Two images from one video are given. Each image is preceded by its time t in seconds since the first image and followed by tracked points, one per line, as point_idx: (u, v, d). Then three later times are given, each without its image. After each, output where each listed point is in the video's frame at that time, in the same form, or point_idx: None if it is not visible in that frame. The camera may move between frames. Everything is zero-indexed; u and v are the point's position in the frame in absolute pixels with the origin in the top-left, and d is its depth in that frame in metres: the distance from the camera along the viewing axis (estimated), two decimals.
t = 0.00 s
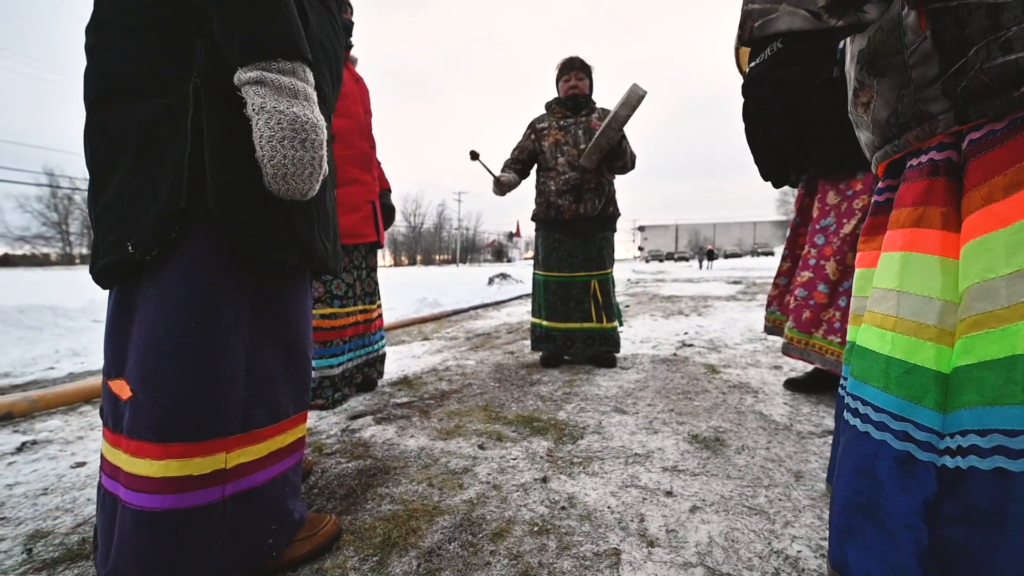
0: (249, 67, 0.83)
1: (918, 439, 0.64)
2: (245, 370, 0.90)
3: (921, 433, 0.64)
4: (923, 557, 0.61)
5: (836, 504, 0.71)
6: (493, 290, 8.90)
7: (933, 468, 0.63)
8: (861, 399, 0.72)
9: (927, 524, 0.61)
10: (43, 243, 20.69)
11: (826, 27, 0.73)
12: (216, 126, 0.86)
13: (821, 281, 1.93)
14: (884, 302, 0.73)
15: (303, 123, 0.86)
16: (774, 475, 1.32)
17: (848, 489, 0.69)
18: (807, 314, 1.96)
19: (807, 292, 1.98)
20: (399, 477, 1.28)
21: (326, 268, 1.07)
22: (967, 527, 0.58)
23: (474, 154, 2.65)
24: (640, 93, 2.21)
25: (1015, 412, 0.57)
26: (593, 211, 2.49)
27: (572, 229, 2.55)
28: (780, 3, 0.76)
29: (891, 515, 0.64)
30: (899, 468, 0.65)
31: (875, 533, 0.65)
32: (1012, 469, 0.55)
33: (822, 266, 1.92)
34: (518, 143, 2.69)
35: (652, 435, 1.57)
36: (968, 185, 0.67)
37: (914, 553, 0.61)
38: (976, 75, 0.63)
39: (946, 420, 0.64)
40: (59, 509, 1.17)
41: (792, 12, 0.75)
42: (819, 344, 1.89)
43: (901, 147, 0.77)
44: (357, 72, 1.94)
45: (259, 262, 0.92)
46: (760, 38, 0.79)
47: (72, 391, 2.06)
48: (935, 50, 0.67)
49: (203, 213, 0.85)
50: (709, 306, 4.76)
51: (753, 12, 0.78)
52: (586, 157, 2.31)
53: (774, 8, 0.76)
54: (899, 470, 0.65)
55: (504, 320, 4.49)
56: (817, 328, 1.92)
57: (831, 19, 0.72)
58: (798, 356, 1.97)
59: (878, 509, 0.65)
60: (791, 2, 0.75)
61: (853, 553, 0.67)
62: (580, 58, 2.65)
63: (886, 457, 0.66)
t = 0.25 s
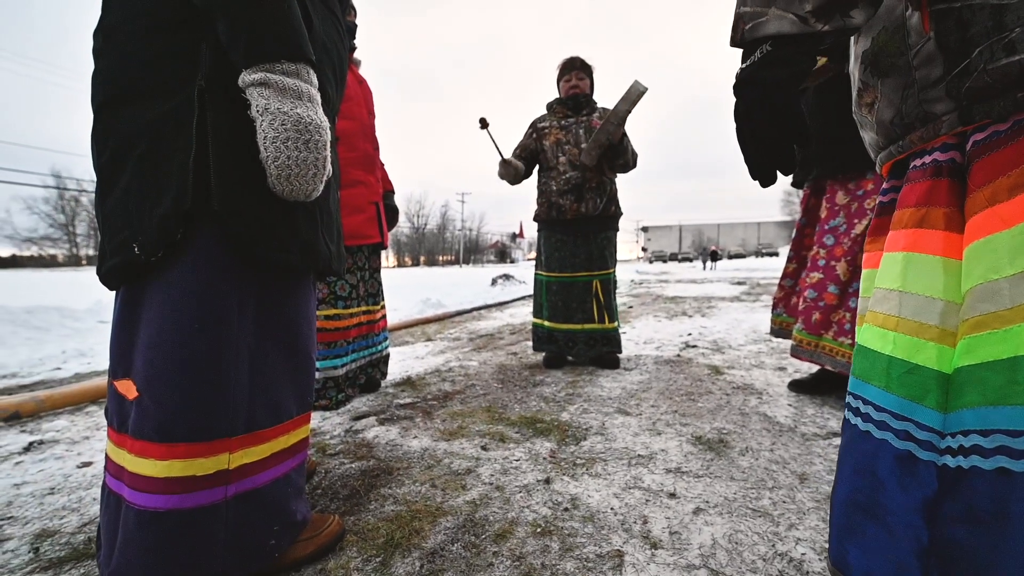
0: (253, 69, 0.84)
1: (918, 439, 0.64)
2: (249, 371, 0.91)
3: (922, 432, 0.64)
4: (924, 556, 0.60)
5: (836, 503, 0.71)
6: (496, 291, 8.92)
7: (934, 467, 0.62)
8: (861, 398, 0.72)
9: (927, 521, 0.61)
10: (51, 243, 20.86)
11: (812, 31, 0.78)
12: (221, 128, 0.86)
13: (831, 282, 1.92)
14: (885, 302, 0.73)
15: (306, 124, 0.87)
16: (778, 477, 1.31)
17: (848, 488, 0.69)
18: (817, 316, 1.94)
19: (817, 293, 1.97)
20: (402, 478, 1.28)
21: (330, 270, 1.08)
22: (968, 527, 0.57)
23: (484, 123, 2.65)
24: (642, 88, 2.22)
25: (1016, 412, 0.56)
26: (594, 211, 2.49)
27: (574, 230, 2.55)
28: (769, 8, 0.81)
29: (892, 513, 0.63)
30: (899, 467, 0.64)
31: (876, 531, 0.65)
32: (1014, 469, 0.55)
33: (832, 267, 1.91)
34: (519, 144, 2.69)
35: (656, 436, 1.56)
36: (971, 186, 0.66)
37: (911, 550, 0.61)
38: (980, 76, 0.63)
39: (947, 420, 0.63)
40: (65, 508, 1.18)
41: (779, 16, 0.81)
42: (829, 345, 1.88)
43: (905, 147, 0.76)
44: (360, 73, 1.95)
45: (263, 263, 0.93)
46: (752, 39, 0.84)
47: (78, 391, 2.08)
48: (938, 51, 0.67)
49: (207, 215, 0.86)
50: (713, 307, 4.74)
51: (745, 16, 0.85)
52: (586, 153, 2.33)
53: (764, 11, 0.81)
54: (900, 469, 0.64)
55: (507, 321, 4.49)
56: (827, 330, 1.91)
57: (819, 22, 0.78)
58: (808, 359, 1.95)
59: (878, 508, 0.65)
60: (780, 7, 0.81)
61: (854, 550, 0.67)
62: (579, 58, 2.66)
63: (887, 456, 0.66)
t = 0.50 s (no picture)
0: (255, 70, 0.84)
1: (919, 440, 0.64)
2: (251, 371, 0.91)
3: (923, 433, 0.64)
4: (924, 556, 0.60)
5: (834, 502, 0.71)
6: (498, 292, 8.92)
7: (935, 468, 0.62)
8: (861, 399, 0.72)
9: (927, 522, 0.60)
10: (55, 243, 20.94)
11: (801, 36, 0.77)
12: (224, 129, 0.87)
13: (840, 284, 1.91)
14: (887, 303, 0.73)
15: (308, 124, 0.87)
16: (780, 479, 1.31)
17: (847, 488, 0.69)
18: (825, 318, 1.93)
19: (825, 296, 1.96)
20: (403, 479, 1.28)
21: (332, 270, 1.08)
22: (970, 528, 0.57)
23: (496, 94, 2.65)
24: (641, 84, 2.21)
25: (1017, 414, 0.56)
26: (595, 210, 2.48)
27: (575, 231, 2.55)
28: (761, 13, 0.81)
29: (891, 513, 0.63)
30: (899, 467, 0.64)
31: (874, 530, 0.64)
32: (1018, 472, 0.54)
33: (841, 269, 1.90)
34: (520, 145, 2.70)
35: (657, 438, 1.56)
36: (973, 188, 0.66)
37: (910, 550, 0.61)
38: (982, 78, 0.63)
39: (948, 421, 0.63)
40: (68, 508, 1.19)
41: (771, 21, 0.80)
42: (839, 348, 1.87)
43: (908, 148, 0.76)
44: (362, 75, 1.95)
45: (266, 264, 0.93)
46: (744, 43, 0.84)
47: (81, 391, 2.08)
48: (941, 52, 0.67)
49: (210, 216, 0.86)
50: (716, 308, 4.74)
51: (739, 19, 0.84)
52: (585, 150, 2.31)
53: (756, 16, 0.82)
54: (900, 470, 0.64)
55: (509, 322, 4.49)
56: (836, 332, 1.89)
57: (808, 29, 0.77)
58: (816, 362, 1.93)
59: (878, 509, 0.64)
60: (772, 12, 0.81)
61: (852, 548, 0.67)
62: (579, 58, 2.66)
63: (887, 456, 0.65)
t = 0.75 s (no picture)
0: (257, 72, 0.84)
1: (921, 442, 0.63)
2: (253, 372, 0.91)
3: (925, 436, 0.63)
4: (927, 558, 0.59)
5: (834, 502, 0.71)
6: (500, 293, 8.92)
7: (937, 470, 0.62)
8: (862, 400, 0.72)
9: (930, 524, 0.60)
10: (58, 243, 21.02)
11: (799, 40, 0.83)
12: (226, 131, 0.87)
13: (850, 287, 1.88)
14: (887, 304, 0.73)
15: (310, 126, 0.87)
16: (781, 482, 1.31)
17: (846, 489, 0.69)
18: (835, 322, 1.91)
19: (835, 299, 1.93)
20: (403, 481, 1.28)
21: (333, 272, 1.08)
22: (975, 530, 0.56)
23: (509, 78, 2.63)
24: (638, 82, 2.21)
25: (1020, 416, 0.56)
26: (594, 211, 2.48)
27: (576, 232, 2.55)
28: (758, 17, 0.86)
29: (892, 513, 0.63)
30: (901, 469, 0.64)
31: (876, 529, 0.64)
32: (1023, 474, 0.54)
33: (851, 271, 1.88)
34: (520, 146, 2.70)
35: (658, 440, 1.56)
36: (973, 190, 0.66)
37: (913, 553, 0.60)
38: (982, 80, 0.63)
39: (950, 423, 0.63)
40: (69, 509, 1.19)
41: (768, 25, 0.85)
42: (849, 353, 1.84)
43: (907, 150, 0.75)
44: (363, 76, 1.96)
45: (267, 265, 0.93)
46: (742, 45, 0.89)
47: (82, 391, 2.09)
48: (941, 54, 0.67)
49: (212, 217, 0.86)
50: (718, 310, 4.73)
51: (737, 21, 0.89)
52: (586, 149, 2.32)
53: (755, 19, 0.86)
54: (903, 472, 0.63)
55: (511, 323, 4.49)
56: (847, 336, 1.87)
57: (804, 33, 0.83)
58: (828, 367, 1.90)
59: (879, 511, 0.64)
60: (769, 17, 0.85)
61: (852, 548, 0.66)
62: (578, 59, 2.67)
63: (889, 458, 0.65)
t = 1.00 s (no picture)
0: (258, 73, 0.84)
1: (923, 441, 0.63)
2: (253, 373, 0.91)
3: (927, 434, 0.63)
4: (930, 557, 0.59)
5: (834, 501, 0.70)
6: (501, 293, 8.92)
7: (939, 469, 0.62)
8: (863, 399, 0.71)
9: (932, 523, 0.60)
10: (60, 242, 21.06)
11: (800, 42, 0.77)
12: (226, 132, 0.87)
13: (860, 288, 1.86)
14: (888, 304, 0.72)
15: (310, 127, 0.87)
16: (781, 483, 1.31)
17: (847, 488, 0.68)
18: (846, 324, 1.88)
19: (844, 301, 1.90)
20: (403, 481, 1.28)
21: (333, 272, 1.08)
22: (980, 530, 0.56)
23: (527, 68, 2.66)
24: (636, 80, 2.21)
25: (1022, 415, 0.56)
26: (594, 211, 2.48)
27: (575, 233, 2.55)
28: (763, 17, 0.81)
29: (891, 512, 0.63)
30: (903, 469, 0.63)
31: (876, 528, 0.64)
32: None
33: (862, 273, 1.85)
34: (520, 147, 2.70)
35: (659, 441, 1.56)
36: (974, 189, 0.66)
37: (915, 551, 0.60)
38: (983, 79, 0.62)
39: (951, 423, 0.63)
40: (70, 509, 1.20)
41: (772, 26, 0.80)
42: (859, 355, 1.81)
43: (907, 149, 0.75)
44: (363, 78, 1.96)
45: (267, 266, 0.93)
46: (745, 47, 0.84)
47: (83, 392, 2.10)
48: (942, 52, 0.67)
49: (213, 218, 0.87)
50: (719, 311, 4.72)
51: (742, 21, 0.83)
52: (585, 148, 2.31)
53: (758, 19, 0.81)
54: (905, 471, 0.63)
55: (512, 324, 4.49)
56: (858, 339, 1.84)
57: (807, 35, 0.77)
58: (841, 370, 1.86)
59: (880, 510, 0.64)
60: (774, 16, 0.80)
61: (853, 546, 0.66)
62: (575, 60, 2.67)
63: (890, 457, 0.65)
